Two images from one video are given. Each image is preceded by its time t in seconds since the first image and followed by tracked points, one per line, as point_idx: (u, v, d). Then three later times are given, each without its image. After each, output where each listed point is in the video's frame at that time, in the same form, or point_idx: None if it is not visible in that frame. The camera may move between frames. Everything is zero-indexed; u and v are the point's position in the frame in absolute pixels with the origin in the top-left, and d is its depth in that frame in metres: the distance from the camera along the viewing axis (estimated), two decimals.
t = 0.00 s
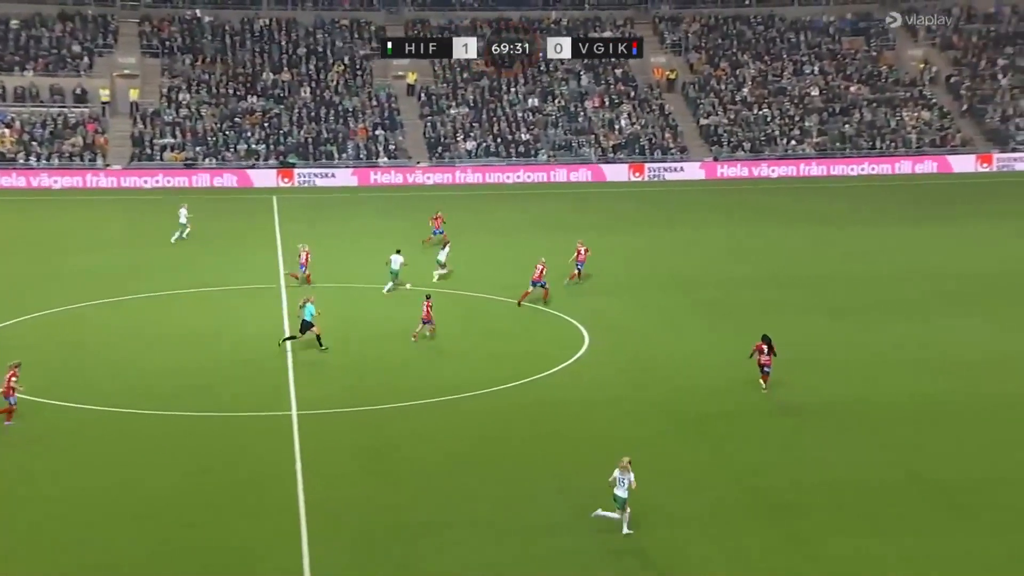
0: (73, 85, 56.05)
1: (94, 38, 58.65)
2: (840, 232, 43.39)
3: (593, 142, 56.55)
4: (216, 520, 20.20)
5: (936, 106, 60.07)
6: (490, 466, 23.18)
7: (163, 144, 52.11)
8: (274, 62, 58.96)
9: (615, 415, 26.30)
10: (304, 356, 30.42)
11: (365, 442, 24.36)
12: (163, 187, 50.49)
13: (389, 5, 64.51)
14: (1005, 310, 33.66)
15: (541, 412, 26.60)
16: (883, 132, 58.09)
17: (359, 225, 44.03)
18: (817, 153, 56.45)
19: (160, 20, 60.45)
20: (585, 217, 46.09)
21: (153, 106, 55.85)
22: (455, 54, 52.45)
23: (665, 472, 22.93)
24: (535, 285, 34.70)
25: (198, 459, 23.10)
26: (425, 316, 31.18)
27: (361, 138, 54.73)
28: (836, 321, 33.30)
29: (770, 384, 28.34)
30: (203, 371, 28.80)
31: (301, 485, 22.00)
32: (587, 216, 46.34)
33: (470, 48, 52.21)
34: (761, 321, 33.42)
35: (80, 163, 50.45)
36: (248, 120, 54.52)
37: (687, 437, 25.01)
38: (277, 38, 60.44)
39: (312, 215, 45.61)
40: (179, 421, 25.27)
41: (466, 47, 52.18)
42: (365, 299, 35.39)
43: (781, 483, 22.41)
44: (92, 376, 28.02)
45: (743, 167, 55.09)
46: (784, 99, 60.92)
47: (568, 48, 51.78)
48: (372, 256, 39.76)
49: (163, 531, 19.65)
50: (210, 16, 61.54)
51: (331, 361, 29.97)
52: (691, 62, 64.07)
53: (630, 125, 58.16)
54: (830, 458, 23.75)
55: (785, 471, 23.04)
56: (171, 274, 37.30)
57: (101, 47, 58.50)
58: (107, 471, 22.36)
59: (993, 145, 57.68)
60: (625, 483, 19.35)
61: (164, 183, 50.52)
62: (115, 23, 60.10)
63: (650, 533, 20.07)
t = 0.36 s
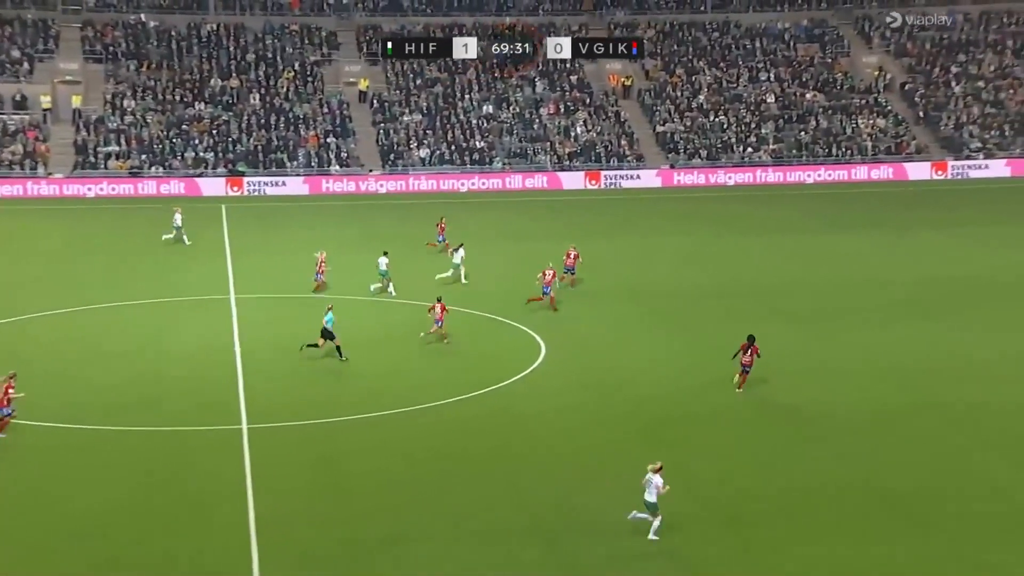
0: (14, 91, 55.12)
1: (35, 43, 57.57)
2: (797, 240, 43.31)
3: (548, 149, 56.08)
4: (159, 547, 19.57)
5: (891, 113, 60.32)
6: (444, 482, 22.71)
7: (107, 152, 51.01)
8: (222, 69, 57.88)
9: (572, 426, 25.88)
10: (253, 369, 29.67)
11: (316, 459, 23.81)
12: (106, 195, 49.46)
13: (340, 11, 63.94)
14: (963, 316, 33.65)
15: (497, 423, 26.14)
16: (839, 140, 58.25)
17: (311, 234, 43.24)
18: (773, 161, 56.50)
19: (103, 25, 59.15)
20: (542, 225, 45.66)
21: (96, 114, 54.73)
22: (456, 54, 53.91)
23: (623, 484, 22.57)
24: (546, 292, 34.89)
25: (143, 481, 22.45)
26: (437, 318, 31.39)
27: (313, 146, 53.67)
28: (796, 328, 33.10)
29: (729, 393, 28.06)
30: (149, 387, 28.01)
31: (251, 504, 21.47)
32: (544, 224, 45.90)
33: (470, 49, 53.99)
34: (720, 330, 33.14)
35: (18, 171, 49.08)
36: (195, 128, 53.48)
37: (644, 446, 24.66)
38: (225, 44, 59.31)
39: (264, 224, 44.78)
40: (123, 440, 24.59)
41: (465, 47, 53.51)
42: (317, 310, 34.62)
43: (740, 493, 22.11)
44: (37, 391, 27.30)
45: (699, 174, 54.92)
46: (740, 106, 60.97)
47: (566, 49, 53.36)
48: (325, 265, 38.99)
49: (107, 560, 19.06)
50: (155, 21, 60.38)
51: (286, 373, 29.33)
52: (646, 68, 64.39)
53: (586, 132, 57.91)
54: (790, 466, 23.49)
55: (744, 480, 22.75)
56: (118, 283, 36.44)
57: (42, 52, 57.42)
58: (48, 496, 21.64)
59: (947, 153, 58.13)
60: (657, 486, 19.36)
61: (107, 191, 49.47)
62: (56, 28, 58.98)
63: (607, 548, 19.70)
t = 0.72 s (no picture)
0: None
1: None
2: (764, 246, 42.98)
3: (509, 154, 55.49)
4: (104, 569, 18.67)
5: (855, 118, 60.29)
6: (407, 494, 22.08)
7: (53, 158, 49.80)
8: (173, 73, 56.70)
9: (538, 436, 25.29)
10: (208, 380, 28.77)
11: (274, 472, 23.08)
12: (52, 202, 48.24)
13: (295, 14, 63.14)
14: (931, 322, 33.43)
15: (458, 433, 25.45)
16: (803, 145, 58.03)
17: (268, 241, 42.31)
18: (737, 166, 56.24)
19: (48, 27, 57.76)
20: (504, 232, 45.05)
21: (42, 118, 53.44)
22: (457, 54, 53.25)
23: (590, 495, 22.01)
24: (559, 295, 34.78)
25: (87, 499, 21.53)
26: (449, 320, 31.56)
27: (267, 151, 52.94)
28: (764, 335, 32.68)
29: (698, 401, 27.58)
30: (98, 400, 27.07)
31: (206, 518, 20.73)
32: (507, 231, 45.25)
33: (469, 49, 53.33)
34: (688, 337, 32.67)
35: None
36: (146, 133, 52.37)
37: (612, 455, 24.12)
38: (176, 47, 58.09)
39: (218, 231, 43.79)
40: (66, 456, 23.64)
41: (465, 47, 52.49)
42: (274, 321, 33.71)
43: (711, 502, 21.62)
44: None
45: (663, 180, 54.64)
46: (703, 111, 60.66)
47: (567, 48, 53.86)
48: (281, 274, 38.09)
49: None
50: (103, 23, 59.06)
51: (238, 385, 28.45)
52: (608, 72, 63.88)
53: (547, 138, 57.07)
54: (761, 474, 23.02)
55: (713, 488, 22.26)
56: (64, 293, 35.38)
57: None
58: None
59: (911, 158, 58.18)
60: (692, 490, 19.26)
61: (53, 198, 48.29)
62: None
63: (575, 561, 19.15)
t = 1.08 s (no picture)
0: None
1: None
2: (742, 255, 42.50)
3: (484, 162, 54.76)
4: None
5: (834, 125, 60.05)
6: (376, 510, 21.33)
7: (16, 167, 48.81)
8: (139, 79, 55.79)
9: (511, 448, 24.64)
10: (172, 394, 27.94)
11: (238, 488, 22.29)
12: (15, 211, 47.34)
13: (265, 19, 62.49)
14: (913, 332, 32.96)
15: (428, 446, 24.76)
16: (782, 153, 57.62)
17: (237, 251, 41.44)
18: (716, 174, 55.80)
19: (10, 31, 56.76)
20: (479, 241, 44.34)
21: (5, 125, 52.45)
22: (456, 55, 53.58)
23: (566, 510, 21.33)
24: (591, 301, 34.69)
25: (42, 518, 20.71)
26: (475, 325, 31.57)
27: (237, 159, 52.11)
28: (744, 345, 32.09)
29: (676, 413, 26.94)
30: (57, 416, 26.14)
31: (166, 538, 19.94)
32: (483, 241, 44.52)
33: (470, 49, 53.71)
34: (666, 347, 32.02)
35: None
36: (111, 140, 51.56)
37: (589, 468, 23.44)
38: (142, 51, 57.19)
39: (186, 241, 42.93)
40: (21, 472, 22.81)
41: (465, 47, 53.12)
42: (241, 333, 32.84)
43: (687, 517, 21.01)
44: None
45: (640, 189, 54.28)
46: (681, 118, 60.21)
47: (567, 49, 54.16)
48: (249, 284, 37.30)
49: None
50: (67, 28, 58.20)
51: (203, 397, 27.68)
52: (585, 78, 63.41)
53: (523, 144, 56.62)
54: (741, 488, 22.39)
55: (691, 503, 21.66)
56: (24, 303, 34.55)
57: None
58: None
59: (892, 166, 57.91)
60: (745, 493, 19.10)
61: (16, 207, 47.41)
62: None
63: None
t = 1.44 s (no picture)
0: None
1: None
2: (726, 263, 42.10)
3: (466, 169, 54.11)
4: None
5: (820, 132, 59.67)
6: (350, 525, 20.69)
7: None
8: (113, 85, 55.08)
9: (492, 459, 24.12)
10: (141, 405, 27.33)
11: (209, 502, 21.63)
12: None
13: (242, 24, 62.03)
14: (901, 340, 32.50)
15: (408, 457, 24.22)
16: (767, 160, 57.21)
17: (213, 261, 40.74)
18: (701, 181, 55.38)
19: None
20: (461, 250, 43.75)
21: None
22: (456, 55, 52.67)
23: (545, 524, 20.72)
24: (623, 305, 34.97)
25: (9, 533, 20.07)
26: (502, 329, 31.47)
27: (213, 166, 51.27)
28: (729, 355, 31.55)
29: (660, 423, 26.37)
30: (24, 428, 25.45)
31: (138, 554, 19.34)
32: (464, 249, 43.99)
33: (470, 49, 52.83)
34: (649, 358, 31.46)
35: None
36: (84, 147, 50.86)
37: (569, 480, 22.88)
38: (117, 57, 56.59)
39: (161, 250, 42.19)
40: None
41: (466, 47, 52.26)
42: (218, 344, 32.17)
43: (675, 528, 20.54)
44: None
45: (624, 196, 54.23)
46: (665, 124, 59.80)
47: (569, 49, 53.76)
48: (223, 293, 36.68)
49: None
50: (39, 32, 57.40)
51: (172, 409, 27.08)
52: (568, 84, 62.89)
53: (505, 152, 56.07)
54: (726, 500, 21.82)
55: (679, 514, 21.19)
56: None
57: None
58: None
59: (878, 173, 57.62)
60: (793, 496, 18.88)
61: None
62: None
63: None
